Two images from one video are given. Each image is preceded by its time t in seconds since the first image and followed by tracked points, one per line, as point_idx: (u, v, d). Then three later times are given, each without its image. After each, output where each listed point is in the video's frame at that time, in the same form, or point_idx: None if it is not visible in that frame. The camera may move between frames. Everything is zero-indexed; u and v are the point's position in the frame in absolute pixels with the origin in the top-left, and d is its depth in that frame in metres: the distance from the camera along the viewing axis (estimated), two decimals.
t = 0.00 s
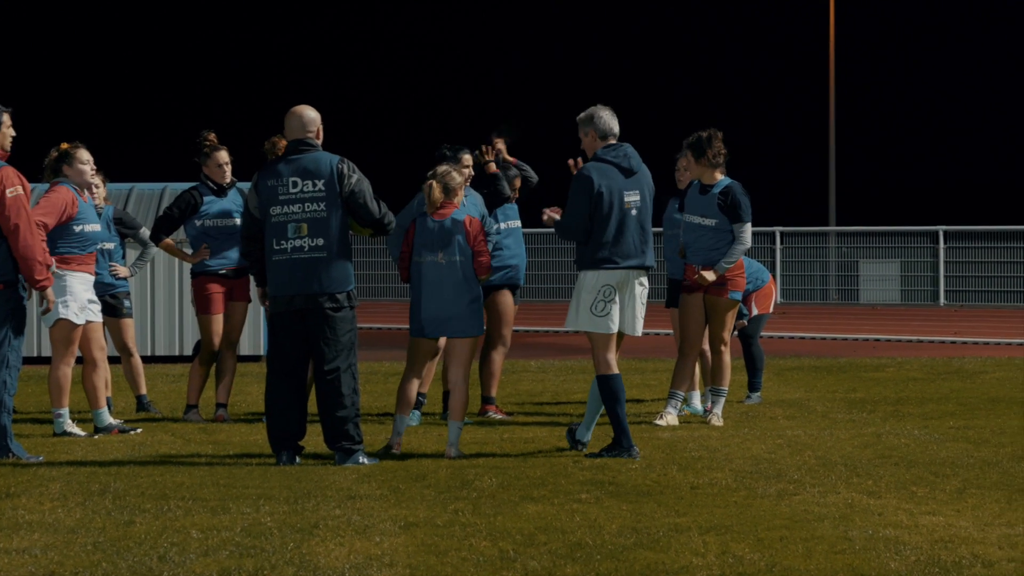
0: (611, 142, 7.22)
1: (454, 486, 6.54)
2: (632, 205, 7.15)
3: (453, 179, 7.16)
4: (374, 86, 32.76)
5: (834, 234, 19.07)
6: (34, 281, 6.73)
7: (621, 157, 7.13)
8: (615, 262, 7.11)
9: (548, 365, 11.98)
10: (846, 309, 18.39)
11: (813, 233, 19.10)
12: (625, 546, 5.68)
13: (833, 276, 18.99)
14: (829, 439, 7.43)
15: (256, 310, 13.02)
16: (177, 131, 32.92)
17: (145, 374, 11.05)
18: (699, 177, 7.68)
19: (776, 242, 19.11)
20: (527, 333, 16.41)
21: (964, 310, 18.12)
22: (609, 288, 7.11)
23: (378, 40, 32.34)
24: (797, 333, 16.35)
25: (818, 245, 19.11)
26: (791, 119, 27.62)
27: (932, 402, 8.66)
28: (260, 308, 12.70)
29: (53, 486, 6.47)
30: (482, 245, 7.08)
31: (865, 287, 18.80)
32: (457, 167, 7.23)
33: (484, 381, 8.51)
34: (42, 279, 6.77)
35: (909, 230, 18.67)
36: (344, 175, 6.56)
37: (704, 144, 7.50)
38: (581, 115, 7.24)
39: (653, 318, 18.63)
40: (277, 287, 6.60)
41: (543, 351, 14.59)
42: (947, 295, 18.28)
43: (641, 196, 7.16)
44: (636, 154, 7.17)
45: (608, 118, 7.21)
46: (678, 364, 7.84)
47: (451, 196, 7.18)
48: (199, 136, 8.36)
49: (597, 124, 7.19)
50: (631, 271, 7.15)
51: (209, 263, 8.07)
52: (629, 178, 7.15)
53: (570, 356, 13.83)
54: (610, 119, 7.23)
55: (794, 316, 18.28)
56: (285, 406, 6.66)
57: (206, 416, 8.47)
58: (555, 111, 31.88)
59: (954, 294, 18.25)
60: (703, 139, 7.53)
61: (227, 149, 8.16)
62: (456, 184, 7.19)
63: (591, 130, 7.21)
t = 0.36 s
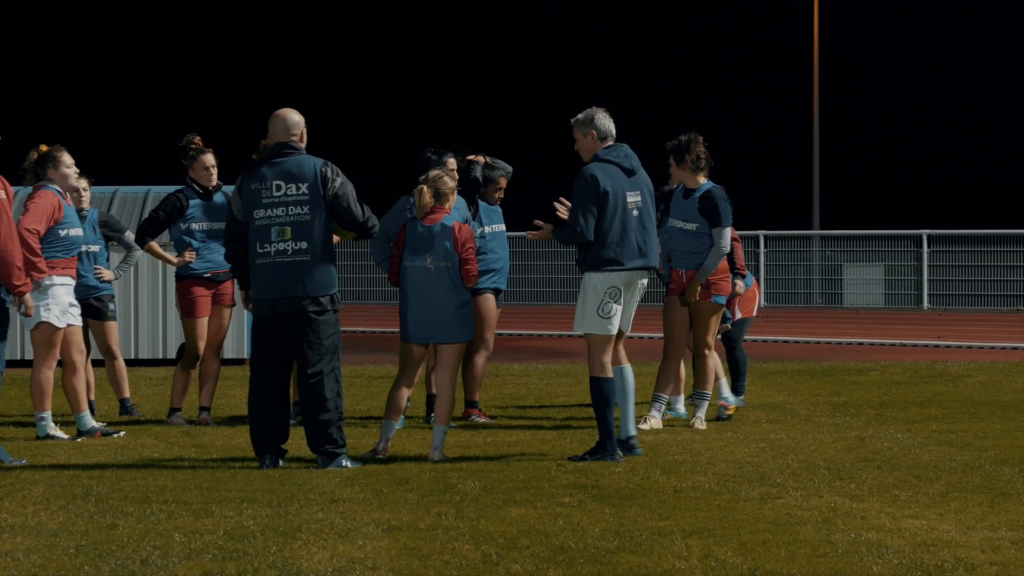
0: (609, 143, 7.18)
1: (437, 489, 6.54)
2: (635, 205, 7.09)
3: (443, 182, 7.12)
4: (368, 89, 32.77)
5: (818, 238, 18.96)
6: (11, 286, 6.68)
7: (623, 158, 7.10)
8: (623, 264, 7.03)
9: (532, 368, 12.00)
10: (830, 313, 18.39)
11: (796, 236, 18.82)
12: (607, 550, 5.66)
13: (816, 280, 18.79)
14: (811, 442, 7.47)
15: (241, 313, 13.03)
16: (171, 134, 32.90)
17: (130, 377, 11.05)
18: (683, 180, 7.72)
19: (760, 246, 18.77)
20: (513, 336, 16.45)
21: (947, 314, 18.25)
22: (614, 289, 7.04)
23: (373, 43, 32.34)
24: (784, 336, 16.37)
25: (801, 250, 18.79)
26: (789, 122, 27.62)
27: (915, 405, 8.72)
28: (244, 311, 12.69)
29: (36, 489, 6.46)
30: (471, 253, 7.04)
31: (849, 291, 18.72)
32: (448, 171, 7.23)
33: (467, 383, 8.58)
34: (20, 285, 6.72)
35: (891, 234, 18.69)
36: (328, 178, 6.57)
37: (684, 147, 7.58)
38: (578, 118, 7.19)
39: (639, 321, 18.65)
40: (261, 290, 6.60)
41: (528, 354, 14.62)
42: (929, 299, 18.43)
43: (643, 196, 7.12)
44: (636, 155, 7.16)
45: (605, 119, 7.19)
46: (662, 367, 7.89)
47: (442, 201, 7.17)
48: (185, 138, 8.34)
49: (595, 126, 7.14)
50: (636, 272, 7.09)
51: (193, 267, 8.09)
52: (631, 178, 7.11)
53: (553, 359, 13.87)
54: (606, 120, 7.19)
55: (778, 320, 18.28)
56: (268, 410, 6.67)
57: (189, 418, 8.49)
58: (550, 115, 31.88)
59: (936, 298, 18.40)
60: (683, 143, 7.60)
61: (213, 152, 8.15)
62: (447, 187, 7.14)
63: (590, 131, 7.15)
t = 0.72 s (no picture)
0: (614, 143, 7.16)
1: (422, 486, 6.54)
2: (644, 203, 7.09)
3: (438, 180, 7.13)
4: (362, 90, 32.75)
5: (804, 235, 19.07)
6: None
7: (629, 156, 7.09)
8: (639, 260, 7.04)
9: (518, 365, 12.02)
10: (816, 309, 18.44)
11: (782, 233, 19.10)
12: (592, 546, 5.62)
13: (803, 278, 18.89)
14: (796, 440, 7.53)
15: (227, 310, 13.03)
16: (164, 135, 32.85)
17: (114, 375, 11.04)
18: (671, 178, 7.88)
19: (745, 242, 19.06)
20: (500, 335, 16.45)
21: (933, 311, 18.33)
22: (626, 288, 7.03)
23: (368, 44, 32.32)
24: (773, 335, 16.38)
25: (787, 247, 19.08)
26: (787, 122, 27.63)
27: (900, 403, 8.79)
28: (229, 309, 12.68)
29: (21, 486, 6.45)
30: (460, 250, 7.07)
31: (834, 288, 18.76)
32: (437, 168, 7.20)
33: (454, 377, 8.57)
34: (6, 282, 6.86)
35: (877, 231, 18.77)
36: (312, 176, 6.57)
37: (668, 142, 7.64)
38: (581, 120, 7.16)
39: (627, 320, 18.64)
40: (246, 287, 6.60)
41: (515, 352, 14.63)
42: (915, 296, 18.51)
43: (651, 193, 7.12)
44: (642, 154, 7.14)
45: (608, 119, 7.15)
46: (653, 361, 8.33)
47: (430, 200, 7.15)
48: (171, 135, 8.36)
49: (598, 127, 7.11)
50: (648, 270, 7.08)
51: (179, 264, 8.11)
52: (638, 177, 7.09)
53: (539, 357, 13.89)
54: (610, 120, 7.16)
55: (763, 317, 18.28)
56: (253, 408, 6.68)
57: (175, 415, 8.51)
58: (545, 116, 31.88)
59: (922, 295, 18.48)
60: (666, 141, 7.66)
61: (200, 149, 8.17)
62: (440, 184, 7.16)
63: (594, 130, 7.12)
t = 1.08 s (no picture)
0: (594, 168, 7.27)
1: (411, 482, 6.54)
2: (640, 200, 7.09)
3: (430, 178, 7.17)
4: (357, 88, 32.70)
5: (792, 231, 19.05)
6: None
7: (610, 167, 7.17)
8: (640, 258, 7.00)
9: (507, 361, 12.03)
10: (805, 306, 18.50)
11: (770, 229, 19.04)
12: (581, 542, 5.62)
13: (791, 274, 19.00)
14: (785, 435, 7.54)
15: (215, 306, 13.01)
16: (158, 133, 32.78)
17: (103, 371, 11.02)
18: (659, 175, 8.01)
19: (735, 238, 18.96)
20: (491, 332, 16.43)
21: (921, 307, 18.54)
22: (642, 284, 7.03)
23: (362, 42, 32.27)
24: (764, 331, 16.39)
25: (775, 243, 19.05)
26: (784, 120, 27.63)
27: (889, 398, 8.83)
28: (219, 305, 12.68)
29: (10, 482, 6.45)
30: (454, 244, 7.07)
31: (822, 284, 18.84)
32: (431, 165, 7.22)
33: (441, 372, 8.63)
34: None
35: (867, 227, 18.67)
36: (300, 172, 6.58)
37: (659, 143, 7.74)
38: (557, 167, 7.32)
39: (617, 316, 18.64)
40: (234, 283, 6.60)
41: (505, 349, 14.63)
42: (904, 291, 18.63)
43: (643, 192, 7.14)
44: (622, 163, 7.22)
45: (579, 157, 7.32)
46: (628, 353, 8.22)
47: (421, 194, 7.19)
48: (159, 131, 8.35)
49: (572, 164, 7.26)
50: (661, 262, 7.07)
51: (167, 260, 8.11)
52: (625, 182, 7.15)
53: (527, 352, 13.89)
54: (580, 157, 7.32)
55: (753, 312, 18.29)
56: (242, 404, 6.68)
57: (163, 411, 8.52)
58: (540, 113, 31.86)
59: (910, 291, 18.63)
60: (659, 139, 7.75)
61: (188, 145, 8.18)
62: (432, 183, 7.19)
63: (570, 176, 7.24)
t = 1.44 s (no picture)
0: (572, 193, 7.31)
1: (405, 477, 6.53)
2: (620, 209, 7.12)
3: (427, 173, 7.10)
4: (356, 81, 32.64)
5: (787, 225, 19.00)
6: None
7: (587, 186, 7.22)
8: (630, 263, 7.00)
9: (501, 356, 12.03)
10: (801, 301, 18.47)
11: (765, 224, 19.03)
12: (574, 537, 5.61)
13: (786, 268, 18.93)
14: (779, 430, 7.55)
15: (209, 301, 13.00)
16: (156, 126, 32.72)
17: (97, 366, 11.01)
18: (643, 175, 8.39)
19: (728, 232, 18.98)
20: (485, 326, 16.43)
21: (916, 301, 18.40)
22: (639, 283, 7.01)
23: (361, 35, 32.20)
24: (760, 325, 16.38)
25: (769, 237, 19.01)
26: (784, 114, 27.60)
27: (884, 393, 8.84)
28: (211, 300, 12.67)
29: (4, 477, 6.44)
30: (455, 239, 7.10)
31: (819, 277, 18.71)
32: (431, 160, 7.18)
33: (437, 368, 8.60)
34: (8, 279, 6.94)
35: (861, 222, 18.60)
36: (293, 167, 6.57)
37: (650, 147, 8.12)
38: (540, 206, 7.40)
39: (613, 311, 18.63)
40: (227, 279, 6.59)
41: (500, 343, 14.62)
42: (899, 286, 18.53)
43: (623, 201, 7.17)
44: (596, 181, 7.27)
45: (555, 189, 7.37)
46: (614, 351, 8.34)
47: (421, 189, 7.14)
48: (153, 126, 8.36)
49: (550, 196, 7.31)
50: (653, 262, 7.08)
51: (160, 254, 8.11)
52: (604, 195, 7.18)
53: (521, 347, 13.90)
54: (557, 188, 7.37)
55: (747, 306, 18.30)
56: (235, 400, 6.69)
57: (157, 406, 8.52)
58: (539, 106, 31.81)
59: (906, 286, 18.51)
60: (650, 144, 8.14)
61: (181, 140, 8.17)
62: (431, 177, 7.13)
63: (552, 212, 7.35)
